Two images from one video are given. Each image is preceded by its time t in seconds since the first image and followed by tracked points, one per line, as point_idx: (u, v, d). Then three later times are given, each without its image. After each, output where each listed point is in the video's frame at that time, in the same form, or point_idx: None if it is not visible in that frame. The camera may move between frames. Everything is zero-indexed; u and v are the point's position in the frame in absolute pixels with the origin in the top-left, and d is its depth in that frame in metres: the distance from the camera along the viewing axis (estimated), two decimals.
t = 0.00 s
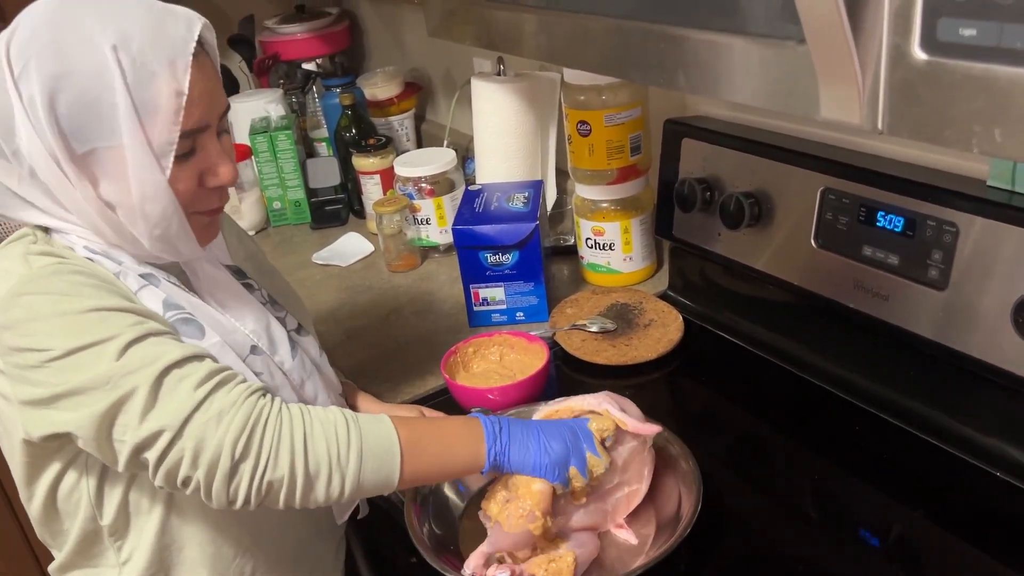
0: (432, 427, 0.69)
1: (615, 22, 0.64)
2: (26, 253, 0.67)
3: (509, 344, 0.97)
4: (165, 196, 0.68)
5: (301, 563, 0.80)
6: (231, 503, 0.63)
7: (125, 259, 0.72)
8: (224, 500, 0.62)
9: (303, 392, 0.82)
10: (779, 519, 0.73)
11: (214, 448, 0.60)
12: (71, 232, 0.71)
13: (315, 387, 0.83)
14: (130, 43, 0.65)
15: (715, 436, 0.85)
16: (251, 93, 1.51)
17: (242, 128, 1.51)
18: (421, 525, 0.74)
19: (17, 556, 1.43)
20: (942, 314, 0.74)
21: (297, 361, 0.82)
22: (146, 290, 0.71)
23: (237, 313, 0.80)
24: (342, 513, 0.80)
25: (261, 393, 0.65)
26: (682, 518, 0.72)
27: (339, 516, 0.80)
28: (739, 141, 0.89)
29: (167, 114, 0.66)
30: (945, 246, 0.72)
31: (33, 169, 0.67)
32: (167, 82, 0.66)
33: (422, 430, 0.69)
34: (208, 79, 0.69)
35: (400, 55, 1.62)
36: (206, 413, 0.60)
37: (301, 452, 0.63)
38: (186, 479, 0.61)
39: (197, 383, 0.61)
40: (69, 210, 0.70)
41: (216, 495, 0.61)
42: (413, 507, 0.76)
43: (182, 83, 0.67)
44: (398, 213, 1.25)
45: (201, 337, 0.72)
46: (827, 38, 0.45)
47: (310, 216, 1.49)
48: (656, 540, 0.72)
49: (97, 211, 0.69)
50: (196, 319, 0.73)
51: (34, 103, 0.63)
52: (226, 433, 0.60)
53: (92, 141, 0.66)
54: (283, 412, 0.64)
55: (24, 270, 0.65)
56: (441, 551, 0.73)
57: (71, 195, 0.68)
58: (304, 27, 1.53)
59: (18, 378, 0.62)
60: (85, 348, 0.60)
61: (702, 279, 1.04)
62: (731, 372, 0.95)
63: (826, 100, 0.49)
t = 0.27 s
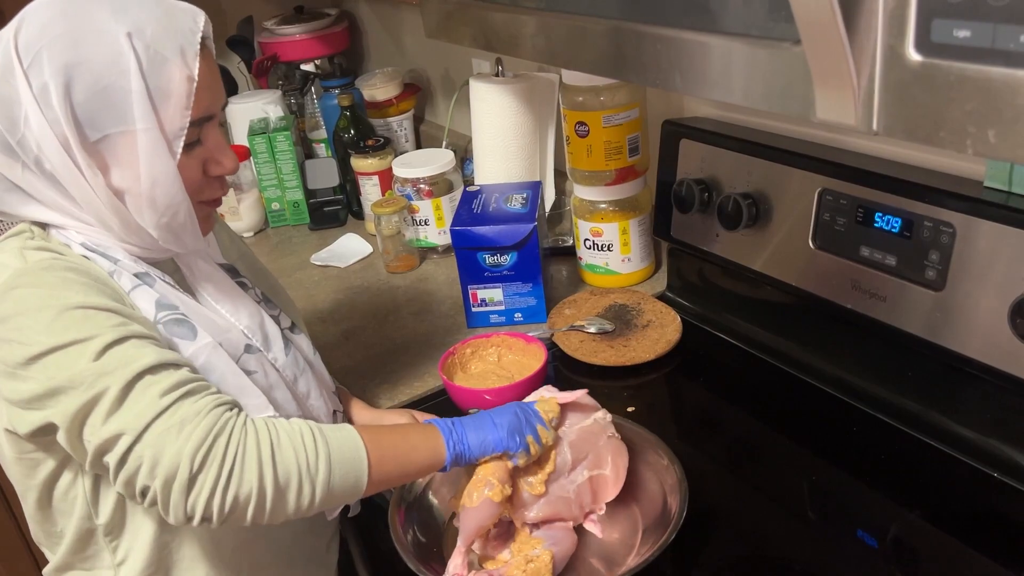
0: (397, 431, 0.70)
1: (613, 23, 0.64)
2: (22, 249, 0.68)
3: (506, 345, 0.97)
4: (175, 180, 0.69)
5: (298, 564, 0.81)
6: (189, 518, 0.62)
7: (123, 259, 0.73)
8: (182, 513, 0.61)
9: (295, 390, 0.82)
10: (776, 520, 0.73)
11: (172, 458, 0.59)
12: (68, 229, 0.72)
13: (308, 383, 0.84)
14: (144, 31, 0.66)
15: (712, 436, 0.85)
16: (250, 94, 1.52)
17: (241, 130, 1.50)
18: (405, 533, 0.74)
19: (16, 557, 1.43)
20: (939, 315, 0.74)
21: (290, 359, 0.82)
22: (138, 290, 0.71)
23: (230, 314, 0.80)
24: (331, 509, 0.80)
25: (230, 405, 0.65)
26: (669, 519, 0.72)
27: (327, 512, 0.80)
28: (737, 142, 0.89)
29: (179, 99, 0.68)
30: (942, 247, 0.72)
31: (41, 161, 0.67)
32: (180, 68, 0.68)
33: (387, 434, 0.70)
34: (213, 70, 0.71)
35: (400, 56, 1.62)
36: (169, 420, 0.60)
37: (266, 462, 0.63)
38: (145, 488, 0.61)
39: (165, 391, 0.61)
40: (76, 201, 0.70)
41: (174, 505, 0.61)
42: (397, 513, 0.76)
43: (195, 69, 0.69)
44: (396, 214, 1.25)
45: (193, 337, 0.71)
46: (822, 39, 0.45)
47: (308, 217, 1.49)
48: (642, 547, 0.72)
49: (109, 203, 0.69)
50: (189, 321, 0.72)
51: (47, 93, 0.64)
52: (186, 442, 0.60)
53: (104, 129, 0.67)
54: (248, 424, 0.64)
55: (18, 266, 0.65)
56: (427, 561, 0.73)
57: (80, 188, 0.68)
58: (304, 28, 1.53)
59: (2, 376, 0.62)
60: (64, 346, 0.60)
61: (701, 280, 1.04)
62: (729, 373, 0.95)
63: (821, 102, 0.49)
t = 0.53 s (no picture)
0: (418, 427, 0.69)
1: (610, 24, 0.64)
2: (31, 244, 0.67)
3: (505, 344, 0.97)
4: (185, 176, 0.70)
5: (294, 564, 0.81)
6: (211, 505, 0.63)
7: (132, 253, 0.73)
8: (204, 501, 0.63)
9: (300, 387, 0.83)
10: (776, 520, 0.73)
11: (189, 453, 0.60)
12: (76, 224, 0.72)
13: (312, 381, 0.84)
14: (155, 27, 0.67)
15: (710, 437, 0.85)
16: (249, 94, 1.52)
17: (240, 131, 1.51)
18: (399, 533, 0.75)
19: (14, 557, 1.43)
20: (936, 315, 0.75)
21: (294, 357, 0.83)
22: (149, 283, 0.71)
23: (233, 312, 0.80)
24: (330, 510, 0.80)
25: (243, 396, 0.64)
26: (662, 523, 0.72)
27: (327, 514, 0.79)
28: (735, 143, 0.89)
29: (189, 96, 0.68)
30: (940, 247, 0.72)
31: (53, 157, 0.67)
32: (190, 64, 0.68)
33: (409, 433, 0.69)
34: (221, 67, 0.72)
35: (399, 57, 1.62)
36: (184, 415, 0.60)
37: (281, 454, 0.63)
38: (168, 478, 0.62)
39: (177, 386, 0.61)
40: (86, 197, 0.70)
41: (196, 495, 0.62)
42: (393, 514, 0.77)
43: (205, 66, 0.69)
44: (395, 215, 1.25)
45: (205, 328, 0.72)
46: (819, 40, 0.45)
47: (307, 218, 1.49)
48: (635, 550, 0.72)
49: (120, 199, 0.69)
50: (200, 312, 0.73)
51: (60, 89, 0.64)
52: (202, 438, 0.60)
53: (115, 125, 0.67)
54: (263, 416, 0.64)
55: (28, 260, 0.65)
56: (420, 560, 0.73)
57: (91, 184, 0.68)
58: (303, 29, 1.54)
59: (14, 370, 0.63)
60: (78, 341, 0.60)
61: (699, 280, 1.04)
62: (727, 374, 0.96)
63: (817, 103, 0.49)
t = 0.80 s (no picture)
0: (401, 433, 0.72)
1: (607, 25, 0.64)
2: (19, 247, 0.67)
3: (503, 345, 0.97)
4: (174, 180, 0.69)
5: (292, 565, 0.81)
6: (201, 506, 0.63)
7: (121, 257, 0.73)
8: (195, 503, 0.63)
9: (294, 394, 0.83)
10: (774, 520, 0.73)
11: (188, 450, 0.60)
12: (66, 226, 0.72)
13: (307, 386, 0.84)
14: (145, 31, 0.67)
15: (708, 437, 0.85)
16: (248, 95, 1.52)
17: (239, 132, 1.51)
18: (405, 534, 0.74)
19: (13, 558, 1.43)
20: (933, 315, 0.75)
21: (289, 362, 0.83)
22: (137, 289, 0.71)
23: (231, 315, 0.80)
24: (330, 514, 0.81)
25: (239, 397, 0.65)
26: (672, 519, 0.72)
27: (327, 517, 0.80)
28: (733, 143, 0.89)
29: (179, 99, 0.68)
30: (936, 247, 0.72)
31: (42, 159, 0.67)
32: (181, 67, 0.68)
33: (393, 437, 0.71)
34: (214, 72, 0.71)
35: (398, 58, 1.62)
36: (184, 413, 0.61)
37: (275, 454, 0.64)
38: (159, 479, 0.61)
39: (176, 386, 0.61)
40: (76, 199, 0.70)
41: (188, 495, 0.62)
42: (398, 516, 0.76)
43: (196, 69, 0.69)
44: (394, 215, 1.25)
45: (189, 337, 0.72)
46: (814, 41, 0.45)
47: (305, 219, 1.50)
48: (645, 547, 0.72)
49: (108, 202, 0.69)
50: (185, 319, 0.73)
51: (49, 92, 0.64)
52: (201, 434, 0.61)
53: (104, 128, 0.67)
54: (259, 418, 0.65)
55: (16, 262, 0.65)
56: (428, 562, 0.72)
57: (80, 187, 0.68)
58: (302, 30, 1.54)
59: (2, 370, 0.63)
60: (68, 341, 0.60)
61: (698, 281, 1.04)
62: (725, 374, 0.96)
63: (812, 103, 0.49)
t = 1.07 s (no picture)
0: (388, 437, 0.75)
1: (607, 26, 0.65)
2: (12, 250, 0.68)
3: (502, 345, 0.98)
4: (167, 185, 0.70)
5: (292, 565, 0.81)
6: (198, 510, 0.63)
7: (115, 261, 0.73)
8: (193, 505, 0.63)
9: (291, 395, 0.83)
10: (772, 520, 0.73)
11: (189, 451, 0.61)
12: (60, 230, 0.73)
13: (306, 387, 0.84)
14: (137, 36, 0.67)
15: (707, 437, 0.86)
16: (248, 96, 1.53)
17: (239, 133, 1.51)
18: (406, 532, 0.74)
19: (12, 558, 1.43)
20: (930, 316, 0.75)
21: (287, 361, 0.83)
22: (131, 292, 0.71)
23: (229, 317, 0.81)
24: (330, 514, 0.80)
25: (236, 401, 0.66)
26: (671, 528, 0.72)
27: (326, 517, 0.80)
28: (732, 144, 0.89)
29: (172, 105, 0.68)
30: (934, 248, 0.72)
31: (35, 162, 0.68)
32: (174, 73, 0.68)
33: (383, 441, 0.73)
34: (208, 77, 0.72)
35: (398, 59, 1.63)
36: (185, 414, 0.62)
37: (275, 455, 0.65)
38: (156, 482, 0.61)
39: (177, 388, 0.62)
40: (69, 202, 0.71)
41: (186, 498, 0.62)
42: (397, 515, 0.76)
43: (189, 75, 0.69)
44: (394, 216, 1.26)
45: (184, 341, 0.72)
46: (811, 43, 0.46)
47: (305, 219, 1.50)
48: (648, 550, 0.71)
49: (102, 206, 0.70)
50: (180, 323, 0.73)
51: (41, 96, 0.64)
52: (203, 434, 0.61)
53: (96, 133, 0.67)
54: (257, 422, 0.66)
55: (8, 267, 0.66)
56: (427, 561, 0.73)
57: (74, 190, 0.69)
58: (303, 31, 1.54)
59: None
60: (63, 344, 0.60)
61: (696, 281, 1.04)
62: (724, 375, 0.96)
63: (809, 104, 0.49)
